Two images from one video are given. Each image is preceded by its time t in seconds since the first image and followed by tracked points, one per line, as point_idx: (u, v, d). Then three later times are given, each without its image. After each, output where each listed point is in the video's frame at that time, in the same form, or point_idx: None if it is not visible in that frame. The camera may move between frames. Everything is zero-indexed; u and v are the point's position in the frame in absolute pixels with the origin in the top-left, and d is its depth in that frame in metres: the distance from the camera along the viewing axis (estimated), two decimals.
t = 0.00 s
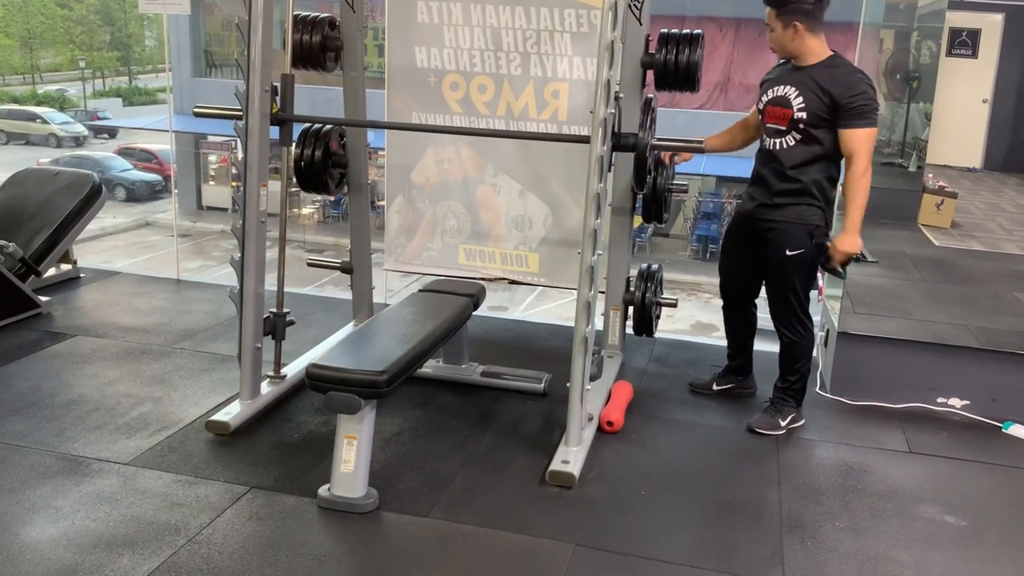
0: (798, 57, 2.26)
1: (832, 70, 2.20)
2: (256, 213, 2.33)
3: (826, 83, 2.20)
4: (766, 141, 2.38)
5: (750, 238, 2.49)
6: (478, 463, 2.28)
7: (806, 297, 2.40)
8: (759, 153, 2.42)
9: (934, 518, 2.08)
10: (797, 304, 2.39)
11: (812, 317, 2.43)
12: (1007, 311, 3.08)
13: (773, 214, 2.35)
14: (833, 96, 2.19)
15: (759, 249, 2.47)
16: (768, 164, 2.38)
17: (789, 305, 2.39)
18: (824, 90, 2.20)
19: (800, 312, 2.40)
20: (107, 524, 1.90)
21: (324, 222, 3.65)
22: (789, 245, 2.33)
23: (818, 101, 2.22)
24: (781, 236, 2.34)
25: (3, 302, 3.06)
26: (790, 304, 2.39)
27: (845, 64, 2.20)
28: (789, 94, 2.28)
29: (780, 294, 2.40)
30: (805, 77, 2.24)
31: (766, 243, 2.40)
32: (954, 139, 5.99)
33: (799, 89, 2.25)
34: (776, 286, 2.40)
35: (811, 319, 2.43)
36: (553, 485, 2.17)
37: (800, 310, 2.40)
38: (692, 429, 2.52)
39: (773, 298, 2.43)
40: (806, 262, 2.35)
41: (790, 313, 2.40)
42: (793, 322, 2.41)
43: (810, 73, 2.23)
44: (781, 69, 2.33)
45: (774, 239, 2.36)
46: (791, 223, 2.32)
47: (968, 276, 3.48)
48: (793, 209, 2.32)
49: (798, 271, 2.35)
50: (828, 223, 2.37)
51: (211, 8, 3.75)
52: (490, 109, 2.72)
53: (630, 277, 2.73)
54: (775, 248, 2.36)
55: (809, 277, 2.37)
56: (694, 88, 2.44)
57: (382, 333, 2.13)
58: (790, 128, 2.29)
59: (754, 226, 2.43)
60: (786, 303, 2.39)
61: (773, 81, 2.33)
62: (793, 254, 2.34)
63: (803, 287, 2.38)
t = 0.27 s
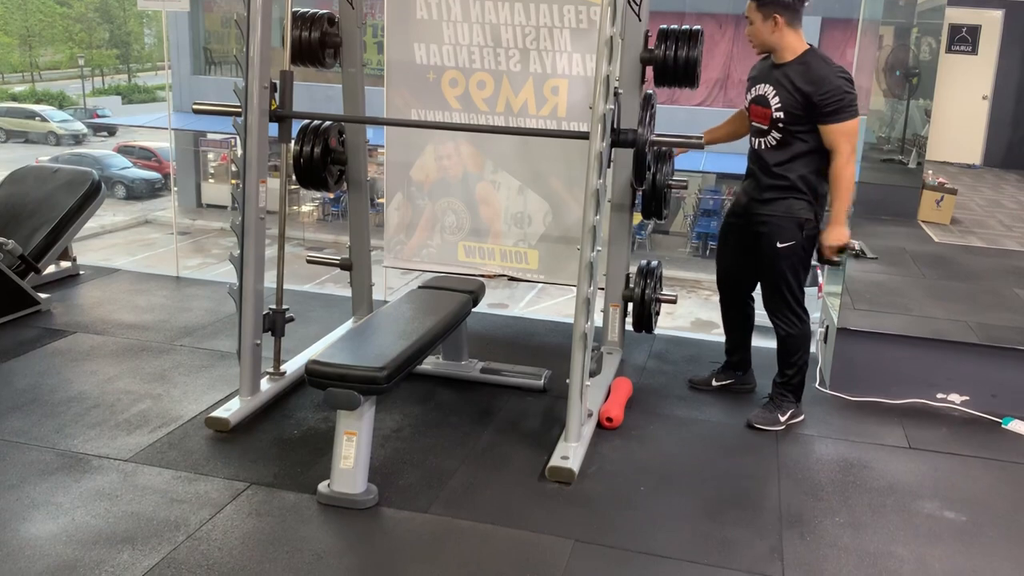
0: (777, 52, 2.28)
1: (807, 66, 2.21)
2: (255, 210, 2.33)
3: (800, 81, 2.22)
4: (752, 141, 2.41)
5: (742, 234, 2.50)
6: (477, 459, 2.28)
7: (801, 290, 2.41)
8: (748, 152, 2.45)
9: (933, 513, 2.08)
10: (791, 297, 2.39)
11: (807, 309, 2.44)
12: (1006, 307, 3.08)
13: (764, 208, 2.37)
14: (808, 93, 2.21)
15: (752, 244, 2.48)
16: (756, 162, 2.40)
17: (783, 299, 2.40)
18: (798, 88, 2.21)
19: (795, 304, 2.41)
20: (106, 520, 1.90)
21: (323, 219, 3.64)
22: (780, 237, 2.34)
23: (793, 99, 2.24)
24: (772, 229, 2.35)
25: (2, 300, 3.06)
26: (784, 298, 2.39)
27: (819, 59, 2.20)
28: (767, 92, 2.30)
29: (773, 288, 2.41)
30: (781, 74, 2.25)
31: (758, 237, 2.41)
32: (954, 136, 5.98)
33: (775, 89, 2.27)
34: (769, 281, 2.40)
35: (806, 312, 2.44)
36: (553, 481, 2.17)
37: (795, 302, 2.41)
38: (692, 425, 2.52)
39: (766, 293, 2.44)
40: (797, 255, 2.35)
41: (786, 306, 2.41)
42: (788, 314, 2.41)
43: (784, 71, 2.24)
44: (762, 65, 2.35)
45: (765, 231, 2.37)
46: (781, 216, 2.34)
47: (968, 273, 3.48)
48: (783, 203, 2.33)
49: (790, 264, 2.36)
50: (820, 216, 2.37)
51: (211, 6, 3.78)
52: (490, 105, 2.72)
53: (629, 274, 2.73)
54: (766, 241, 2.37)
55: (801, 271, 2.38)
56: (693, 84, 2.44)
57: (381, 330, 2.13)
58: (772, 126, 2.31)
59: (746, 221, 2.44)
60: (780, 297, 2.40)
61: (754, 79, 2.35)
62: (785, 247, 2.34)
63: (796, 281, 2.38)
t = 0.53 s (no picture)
0: (760, 47, 2.29)
1: (787, 60, 2.23)
2: (256, 206, 2.34)
3: (779, 73, 2.24)
4: (743, 137, 2.44)
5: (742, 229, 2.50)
6: (478, 455, 2.28)
7: (798, 283, 2.41)
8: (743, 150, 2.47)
9: (933, 509, 2.08)
10: (787, 290, 2.39)
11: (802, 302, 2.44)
12: (1008, 304, 3.08)
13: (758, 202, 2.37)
14: (785, 84, 2.23)
15: (751, 239, 2.48)
16: (750, 158, 2.42)
17: (779, 293, 2.41)
18: (778, 81, 2.24)
19: (791, 297, 2.41)
20: (108, 515, 1.90)
21: (324, 216, 3.64)
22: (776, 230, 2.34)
23: (774, 93, 2.26)
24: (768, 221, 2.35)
25: (3, 296, 3.07)
26: (778, 292, 2.40)
27: (799, 52, 2.22)
28: (752, 88, 2.34)
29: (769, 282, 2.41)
30: (763, 71, 2.28)
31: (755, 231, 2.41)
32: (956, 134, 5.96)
33: (758, 84, 2.30)
34: (765, 276, 2.41)
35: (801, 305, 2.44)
36: (553, 477, 2.17)
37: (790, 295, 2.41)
38: (692, 422, 2.52)
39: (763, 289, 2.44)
40: (792, 247, 2.36)
41: (782, 299, 2.41)
42: (784, 308, 2.42)
43: (767, 66, 2.27)
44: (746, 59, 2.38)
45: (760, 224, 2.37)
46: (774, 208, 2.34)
47: (969, 270, 3.47)
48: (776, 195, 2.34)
49: (787, 257, 2.36)
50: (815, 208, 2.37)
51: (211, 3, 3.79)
52: (490, 101, 2.72)
53: (630, 269, 2.73)
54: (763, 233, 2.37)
55: (798, 264, 2.38)
56: (694, 80, 2.44)
57: (382, 326, 2.13)
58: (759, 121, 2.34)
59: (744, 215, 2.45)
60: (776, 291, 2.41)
61: (742, 75, 2.39)
62: (781, 239, 2.34)
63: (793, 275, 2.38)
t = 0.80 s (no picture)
0: (761, 49, 2.28)
1: (792, 65, 2.22)
2: (258, 204, 2.34)
3: (785, 78, 2.23)
4: (742, 139, 2.42)
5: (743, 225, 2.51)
6: (479, 452, 2.28)
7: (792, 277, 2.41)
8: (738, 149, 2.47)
9: (934, 508, 2.08)
10: (784, 284, 2.40)
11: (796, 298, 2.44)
12: (1009, 302, 3.08)
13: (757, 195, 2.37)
14: (794, 90, 2.21)
15: (750, 232, 2.48)
16: (749, 157, 2.42)
17: (775, 287, 2.41)
18: (783, 86, 2.23)
19: (784, 292, 2.41)
20: (109, 512, 1.91)
21: (326, 215, 3.64)
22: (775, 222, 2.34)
23: (778, 96, 2.25)
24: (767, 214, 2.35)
25: (5, 293, 3.08)
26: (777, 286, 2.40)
27: (803, 58, 2.21)
28: (751, 91, 2.32)
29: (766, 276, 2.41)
30: (766, 76, 2.26)
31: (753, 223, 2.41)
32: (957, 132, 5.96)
33: (760, 88, 2.28)
34: (762, 268, 2.40)
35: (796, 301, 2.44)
36: (554, 474, 2.17)
37: (784, 290, 2.41)
38: (693, 420, 2.52)
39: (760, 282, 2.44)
40: (791, 241, 2.36)
41: (779, 294, 2.41)
42: (780, 303, 2.42)
43: (770, 70, 2.26)
44: (742, 61, 2.35)
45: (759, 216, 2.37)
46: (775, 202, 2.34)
47: (970, 269, 3.47)
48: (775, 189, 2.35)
49: (786, 251, 2.37)
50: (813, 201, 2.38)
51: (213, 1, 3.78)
52: (492, 99, 2.72)
53: (631, 266, 2.73)
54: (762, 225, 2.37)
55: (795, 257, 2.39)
56: (695, 78, 2.44)
57: (383, 323, 2.13)
58: (761, 123, 2.32)
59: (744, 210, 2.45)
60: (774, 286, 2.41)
61: (738, 76, 2.36)
62: (779, 231, 2.35)
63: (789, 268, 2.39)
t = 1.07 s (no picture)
0: (769, 56, 2.25)
1: (806, 80, 2.21)
2: (256, 203, 2.34)
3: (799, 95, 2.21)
4: (743, 147, 2.41)
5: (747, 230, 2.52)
6: (478, 452, 2.28)
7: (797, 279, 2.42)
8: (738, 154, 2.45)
9: (933, 507, 2.08)
10: (790, 287, 2.41)
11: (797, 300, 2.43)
12: (1008, 302, 3.08)
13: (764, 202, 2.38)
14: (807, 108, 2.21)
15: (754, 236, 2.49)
16: (750, 164, 2.42)
17: (780, 290, 2.41)
18: (796, 102, 2.22)
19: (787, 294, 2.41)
20: (107, 511, 1.91)
21: (325, 214, 3.64)
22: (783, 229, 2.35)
23: (789, 111, 2.24)
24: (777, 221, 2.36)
25: (4, 292, 3.07)
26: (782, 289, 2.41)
27: (816, 72, 2.21)
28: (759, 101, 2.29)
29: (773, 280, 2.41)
30: (777, 88, 2.24)
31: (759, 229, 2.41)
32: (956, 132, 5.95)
33: (769, 100, 2.26)
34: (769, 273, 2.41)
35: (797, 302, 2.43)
36: (553, 473, 2.17)
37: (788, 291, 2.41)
38: (692, 419, 2.52)
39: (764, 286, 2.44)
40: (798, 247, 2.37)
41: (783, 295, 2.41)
42: (782, 304, 2.42)
43: (782, 83, 2.24)
44: (750, 71, 2.32)
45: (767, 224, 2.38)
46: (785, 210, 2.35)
47: (969, 268, 3.47)
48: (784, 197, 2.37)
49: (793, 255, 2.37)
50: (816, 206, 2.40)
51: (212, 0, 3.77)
52: (491, 99, 2.72)
53: (630, 265, 2.73)
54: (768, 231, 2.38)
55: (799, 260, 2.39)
56: (694, 78, 2.44)
57: (382, 323, 2.13)
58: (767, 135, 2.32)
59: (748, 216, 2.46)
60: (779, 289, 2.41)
61: (745, 84, 2.33)
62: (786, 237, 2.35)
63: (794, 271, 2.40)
